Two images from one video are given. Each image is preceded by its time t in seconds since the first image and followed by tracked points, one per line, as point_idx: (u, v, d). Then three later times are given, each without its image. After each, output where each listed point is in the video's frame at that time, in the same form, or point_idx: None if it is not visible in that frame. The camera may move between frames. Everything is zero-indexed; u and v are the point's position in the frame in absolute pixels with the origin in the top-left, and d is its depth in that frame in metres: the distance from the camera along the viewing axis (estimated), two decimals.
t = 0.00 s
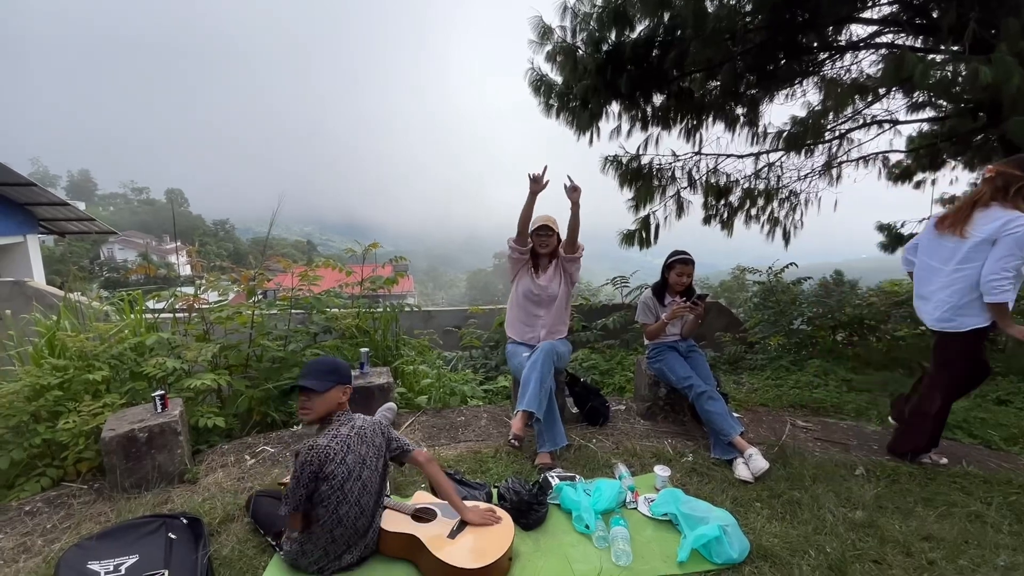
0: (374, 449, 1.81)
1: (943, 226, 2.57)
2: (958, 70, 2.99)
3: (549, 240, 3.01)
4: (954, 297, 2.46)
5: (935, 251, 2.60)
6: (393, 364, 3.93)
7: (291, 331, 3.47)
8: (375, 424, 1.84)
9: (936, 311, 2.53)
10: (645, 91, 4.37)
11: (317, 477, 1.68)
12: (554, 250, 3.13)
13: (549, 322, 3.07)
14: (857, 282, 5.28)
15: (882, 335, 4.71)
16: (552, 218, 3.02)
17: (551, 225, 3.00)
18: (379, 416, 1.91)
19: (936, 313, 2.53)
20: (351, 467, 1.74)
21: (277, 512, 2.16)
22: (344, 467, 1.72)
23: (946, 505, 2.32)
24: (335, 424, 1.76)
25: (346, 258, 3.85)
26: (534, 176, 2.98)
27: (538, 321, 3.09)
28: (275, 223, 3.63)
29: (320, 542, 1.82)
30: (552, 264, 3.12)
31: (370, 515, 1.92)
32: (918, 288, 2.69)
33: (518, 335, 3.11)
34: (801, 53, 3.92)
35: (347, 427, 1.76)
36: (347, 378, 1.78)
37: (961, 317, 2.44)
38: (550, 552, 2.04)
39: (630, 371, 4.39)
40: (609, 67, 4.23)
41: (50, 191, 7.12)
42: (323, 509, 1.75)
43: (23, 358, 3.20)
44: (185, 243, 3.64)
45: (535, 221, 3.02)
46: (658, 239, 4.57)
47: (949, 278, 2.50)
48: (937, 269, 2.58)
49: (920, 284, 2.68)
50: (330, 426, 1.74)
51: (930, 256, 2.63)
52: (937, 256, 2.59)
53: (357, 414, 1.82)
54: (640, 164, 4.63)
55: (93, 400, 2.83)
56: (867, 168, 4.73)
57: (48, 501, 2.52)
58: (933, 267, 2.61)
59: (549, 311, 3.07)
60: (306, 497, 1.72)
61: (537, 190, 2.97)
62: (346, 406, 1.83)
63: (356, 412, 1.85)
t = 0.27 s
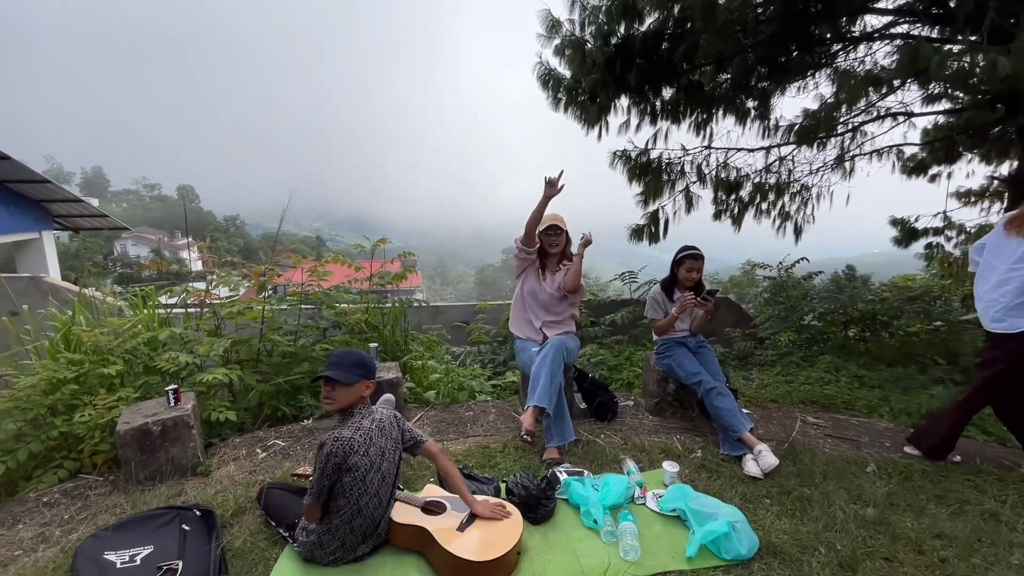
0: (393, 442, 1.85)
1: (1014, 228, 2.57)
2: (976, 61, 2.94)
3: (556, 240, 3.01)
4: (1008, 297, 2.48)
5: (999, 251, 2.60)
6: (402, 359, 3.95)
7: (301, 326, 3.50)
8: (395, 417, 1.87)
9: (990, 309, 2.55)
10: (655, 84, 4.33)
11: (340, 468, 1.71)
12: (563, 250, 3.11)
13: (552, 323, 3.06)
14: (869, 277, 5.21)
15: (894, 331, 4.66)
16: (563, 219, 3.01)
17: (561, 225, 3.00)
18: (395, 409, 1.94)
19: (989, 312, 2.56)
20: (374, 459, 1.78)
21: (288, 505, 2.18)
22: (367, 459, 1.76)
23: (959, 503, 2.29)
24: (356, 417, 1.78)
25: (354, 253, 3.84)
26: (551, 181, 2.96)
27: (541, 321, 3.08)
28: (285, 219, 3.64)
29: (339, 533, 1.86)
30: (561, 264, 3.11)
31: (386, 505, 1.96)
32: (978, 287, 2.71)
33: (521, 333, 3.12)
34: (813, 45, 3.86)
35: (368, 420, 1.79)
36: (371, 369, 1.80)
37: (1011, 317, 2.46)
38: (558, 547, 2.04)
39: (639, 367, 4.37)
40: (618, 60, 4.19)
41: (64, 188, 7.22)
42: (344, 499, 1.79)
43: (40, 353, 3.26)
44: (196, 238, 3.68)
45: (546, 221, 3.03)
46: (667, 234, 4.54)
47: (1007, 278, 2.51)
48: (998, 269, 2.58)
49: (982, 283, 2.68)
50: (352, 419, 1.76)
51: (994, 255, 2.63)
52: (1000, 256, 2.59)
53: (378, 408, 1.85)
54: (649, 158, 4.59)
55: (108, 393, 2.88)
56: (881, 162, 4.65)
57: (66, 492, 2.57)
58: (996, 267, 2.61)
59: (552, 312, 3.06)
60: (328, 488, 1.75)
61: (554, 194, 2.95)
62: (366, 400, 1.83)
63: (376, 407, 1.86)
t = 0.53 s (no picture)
0: (404, 433, 1.85)
1: None
2: (999, 48, 2.88)
3: (566, 235, 2.99)
4: None
5: None
6: (413, 351, 3.98)
7: (313, 319, 3.54)
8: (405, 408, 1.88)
9: None
10: (667, 75, 4.28)
11: (351, 458, 1.74)
12: (573, 245, 3.09)
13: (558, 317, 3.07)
14: (884, 271, 5.13)
15: (911, 325, 4.59)
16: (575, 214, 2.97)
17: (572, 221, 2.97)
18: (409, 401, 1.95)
19: None
20: (383, 449, 1.80)
21: (302, 494, 2.22)
22: (376, 449, 1.77)
23: (976, 499, 2.26)
24: (368, 407, 1.80)
25: (365, 247, 3.88)
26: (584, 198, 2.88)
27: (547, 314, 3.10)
28: (297, 213, 3.71)
29: (351, 522, 1.88)
30: (570, 259, 3.09)
31: (398, 496, 1.97)
32: None
33: (527, 324, 3.15)
34: (830, 33, 3.78)
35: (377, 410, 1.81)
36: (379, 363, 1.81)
37: None
38: (569, 539, 2.05)
39: (650, 360, 4.36)
40: (631, 50, 4.14)
41: (81, 182, 7.34)
42: (355, 489, 1.81)
43: (60, 344, 3.33)
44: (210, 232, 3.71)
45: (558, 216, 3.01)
46: (679, 227, 4.50)
47: None
48: None
49: None
50: (363, 409, 1.78)
51: None
52: None
53: (388, 399, 1.86)
54: (661, 150, 4.54)
55: (127, 384, 2.93)
56: (898, 153, 4.57)
57: (87, 480, 2.63)
58: None
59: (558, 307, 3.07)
60: (340, 477, 1.78)
61: (581, 207, 2.87)
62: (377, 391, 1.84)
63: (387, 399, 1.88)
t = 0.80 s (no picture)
0: (416, 422, 1.86)
1: None
2: None
3: (580, 221, 3.00)
4: None
5: None
6: (425, 341, 4.01)
7: (327, 309, 3.56)
8: (417, 397, 1.89)
9: None
10: (681, 63, 4.20)
11: (363, 445, 1.76)
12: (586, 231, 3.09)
13: (583, 304, 3.06)
14: (901, 263, 5.06)
15: (929, 317, 4.52)
16: (586, 199, 2.98)
17: (584, 206, 2.96)
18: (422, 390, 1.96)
19: None
20: (396, 437, 1.81)
21: (319, 481, 2.25)
22: (388, 437, 1.79)
23: (997, 492, 2.23)
24: (380, 396, 1.82)
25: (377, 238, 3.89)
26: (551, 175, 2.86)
27: (571, 303, 3.08)
28: (309, 205, 3.73)
29: (366, 509, 1.90)
30: (585, 245, 3.09)
31: (412, 485, 1.99)
32: None
33: (550, 316, 3.10)
34: (849, 19, 3.69)
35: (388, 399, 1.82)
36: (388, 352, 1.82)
37: None
38: (583, 528, 2.06)
39: (662, 352, 4.34)
40: (644, 39, 4.08)
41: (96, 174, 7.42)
42: (369, 477, 1.83)
43: (80, 333, 3.39)
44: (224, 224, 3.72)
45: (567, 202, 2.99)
46: (691, 217, 4.46)
47: None
48: None
49: None
50: (375, 398, 1.80)
51: None
52: None
53: (399, 387, 1.88)
54: (674, 140, 4.49)
55: (145, 372, 2.98)
56: (918, 142, 4.47)
57: (109, 465, 2.68)
58: None
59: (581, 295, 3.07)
60: (354, 465, 1.80)
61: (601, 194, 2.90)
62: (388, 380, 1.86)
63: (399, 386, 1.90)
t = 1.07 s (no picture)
0: (426, 410, 1.88)
1: None
2: None
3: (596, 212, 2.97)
4: None
5: None
6: (435, 332, 4.03)
7: (337, 299, 3.58)
8: (426, 386, 1.90)
9: None
10: (691, 52, 4.14)
11: (374, 434, 1.77)
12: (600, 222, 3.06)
13: (597, 296, 3.06)
14: (914, 255, 5.01)
15: (942, 309, 4.47)
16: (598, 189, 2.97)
17: (598, 196, 2.95)
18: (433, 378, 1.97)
19: None
20: (406, 425, 1.82)
21: (331, 468, 2.27)
22: (399, 425, 1.80)
23: (1011, 484, 2.21)
24: (390, 384, 1.84)
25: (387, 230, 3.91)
26: (495, 183, 2.82)
27: (584, 296, 3.07)
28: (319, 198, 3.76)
29: (378, 497, 1.92)
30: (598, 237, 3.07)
31: (423, 472, 2.01)
32: None
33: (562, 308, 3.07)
34: (864, 6, 3.61)
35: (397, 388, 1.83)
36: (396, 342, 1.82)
37: None
38: (593, 516, 2.07)
39: (671, 343, 4.33)
40: (654, 27, 4.02)
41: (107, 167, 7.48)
42: (381, 464, 1.85)
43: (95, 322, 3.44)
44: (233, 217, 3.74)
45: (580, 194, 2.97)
46: (702, 208, 4.43)
47: None
48: None
49: None
50: (386, 386, 1.82)
51: None
52: None
53: (409, 375, 1.89)
54: (684, 130, 4.45)
55: (159, 361, 3.02)
56: (934, 131, 4.40)
57: (125, 451, 2.73)
58: None
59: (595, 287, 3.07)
60: (365, 452, 1.81)
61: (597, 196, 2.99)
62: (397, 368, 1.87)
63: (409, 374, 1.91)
